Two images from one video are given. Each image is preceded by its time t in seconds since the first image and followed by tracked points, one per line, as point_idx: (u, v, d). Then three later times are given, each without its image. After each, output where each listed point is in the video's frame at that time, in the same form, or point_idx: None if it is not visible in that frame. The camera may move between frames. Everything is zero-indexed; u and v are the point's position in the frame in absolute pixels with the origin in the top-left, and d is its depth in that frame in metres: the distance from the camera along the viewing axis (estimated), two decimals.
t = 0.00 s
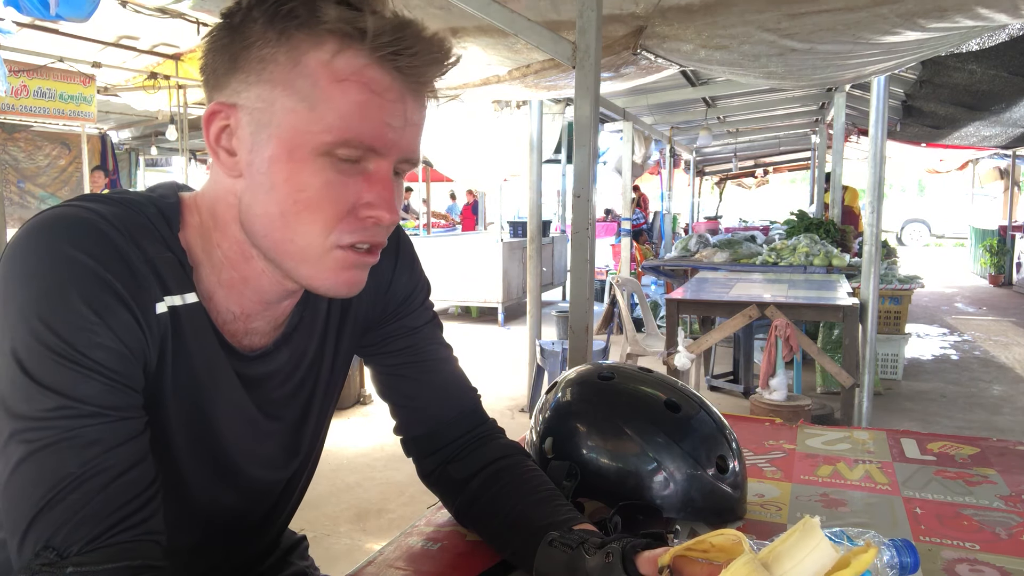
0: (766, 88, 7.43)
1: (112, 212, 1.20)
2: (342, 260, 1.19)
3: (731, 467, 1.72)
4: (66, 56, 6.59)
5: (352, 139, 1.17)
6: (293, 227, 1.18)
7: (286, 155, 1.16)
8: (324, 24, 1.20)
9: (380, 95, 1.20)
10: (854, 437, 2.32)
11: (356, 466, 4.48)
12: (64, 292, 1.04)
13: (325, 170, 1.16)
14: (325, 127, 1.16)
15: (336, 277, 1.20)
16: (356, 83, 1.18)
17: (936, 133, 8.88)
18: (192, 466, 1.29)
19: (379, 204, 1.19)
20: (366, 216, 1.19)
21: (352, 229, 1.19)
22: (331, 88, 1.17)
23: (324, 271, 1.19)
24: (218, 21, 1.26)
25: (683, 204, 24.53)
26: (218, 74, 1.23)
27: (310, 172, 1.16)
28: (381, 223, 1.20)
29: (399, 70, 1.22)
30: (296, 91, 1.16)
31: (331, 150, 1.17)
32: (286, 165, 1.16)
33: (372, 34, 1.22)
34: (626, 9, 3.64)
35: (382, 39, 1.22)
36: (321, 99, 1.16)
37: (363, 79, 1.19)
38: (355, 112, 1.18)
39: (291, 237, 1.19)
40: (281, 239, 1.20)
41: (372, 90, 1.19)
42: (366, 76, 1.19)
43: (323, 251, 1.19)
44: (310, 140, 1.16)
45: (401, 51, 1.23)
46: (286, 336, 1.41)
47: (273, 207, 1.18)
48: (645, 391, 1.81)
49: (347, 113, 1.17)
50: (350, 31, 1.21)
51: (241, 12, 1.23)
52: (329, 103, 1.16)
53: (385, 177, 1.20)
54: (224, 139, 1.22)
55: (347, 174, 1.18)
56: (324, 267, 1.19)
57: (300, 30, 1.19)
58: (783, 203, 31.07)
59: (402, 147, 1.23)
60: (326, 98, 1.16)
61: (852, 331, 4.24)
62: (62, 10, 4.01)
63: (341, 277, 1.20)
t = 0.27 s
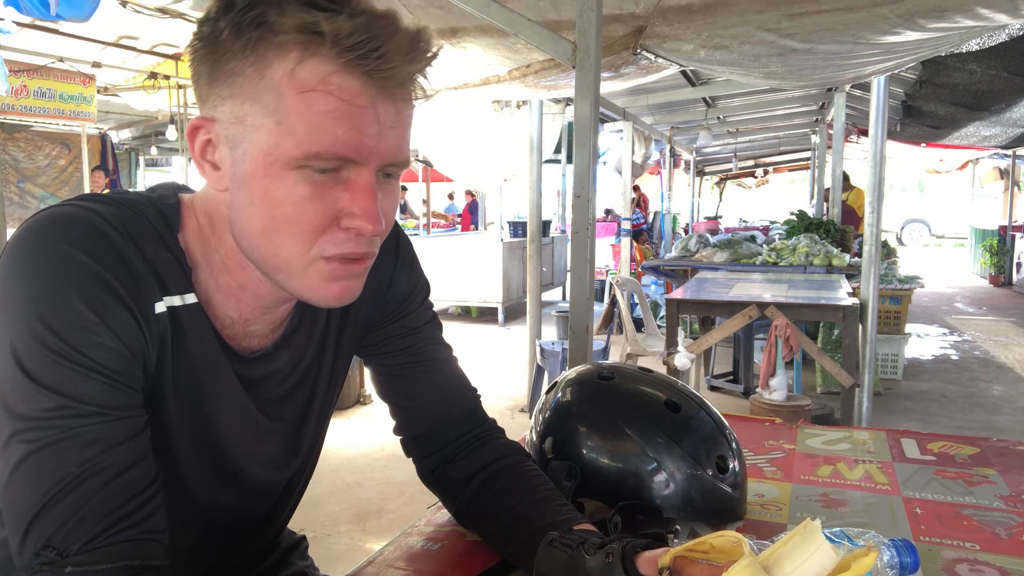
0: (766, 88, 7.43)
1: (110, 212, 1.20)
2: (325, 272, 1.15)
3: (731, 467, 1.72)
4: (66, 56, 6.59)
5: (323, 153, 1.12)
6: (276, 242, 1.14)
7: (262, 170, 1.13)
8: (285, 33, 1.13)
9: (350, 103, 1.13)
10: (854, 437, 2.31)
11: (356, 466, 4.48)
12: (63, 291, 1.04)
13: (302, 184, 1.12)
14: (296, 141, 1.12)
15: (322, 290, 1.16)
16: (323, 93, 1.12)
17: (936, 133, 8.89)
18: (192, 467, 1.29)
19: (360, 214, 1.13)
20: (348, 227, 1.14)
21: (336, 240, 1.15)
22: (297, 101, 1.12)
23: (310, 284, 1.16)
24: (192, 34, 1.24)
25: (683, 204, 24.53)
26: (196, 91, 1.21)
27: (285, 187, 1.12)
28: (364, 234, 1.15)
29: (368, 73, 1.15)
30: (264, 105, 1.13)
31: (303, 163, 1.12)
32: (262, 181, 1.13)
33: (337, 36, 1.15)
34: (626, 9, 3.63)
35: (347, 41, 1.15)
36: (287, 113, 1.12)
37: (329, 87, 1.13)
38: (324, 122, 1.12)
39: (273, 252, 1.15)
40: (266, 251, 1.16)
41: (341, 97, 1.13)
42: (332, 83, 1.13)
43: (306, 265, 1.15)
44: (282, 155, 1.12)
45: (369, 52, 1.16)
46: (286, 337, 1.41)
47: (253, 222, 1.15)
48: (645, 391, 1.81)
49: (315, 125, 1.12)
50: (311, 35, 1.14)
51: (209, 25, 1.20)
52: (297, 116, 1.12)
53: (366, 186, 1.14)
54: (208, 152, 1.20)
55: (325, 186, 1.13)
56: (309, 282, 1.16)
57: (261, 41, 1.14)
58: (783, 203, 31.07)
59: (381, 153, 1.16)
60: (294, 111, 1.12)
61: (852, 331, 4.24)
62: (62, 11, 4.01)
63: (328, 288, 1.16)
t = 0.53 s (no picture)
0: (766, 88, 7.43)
1: (108, 212, 1.20)
2: (301, 282, 1.13)
3: (731, 467, 1.72)
4: (66, 56, 6.59)
5: (285, 161, 1.08)
6: (253, 251, 1.12)
7: (231, 182, 1.10)
8: (234, 40, 1.09)
9: (307, 110, 1.08)
10: (854, 437, 2.31)
11: (356, 466, 4.48)
12: (61, 292, 1.04)
13: (269, 193, 1.09)
14: (259, 149, 1.08)
15: (300, 298, 1.14)
16: (278, 100, 1.07)
17: (936, 133, 8.89)
18: (191, 468, 1.28)
19: (331, 222, 1.10)
20: (319, 234, 1.10)
21: (312, 249, 1.12)
22: (254, 109, 1.08)
23: (291, 292, 1.14)
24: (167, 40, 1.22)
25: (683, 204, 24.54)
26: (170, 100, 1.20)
27: (253, 197, 1.09)
28: (338, 241, 1.11)
29: (323, 76, 1.09)
30: (224, 115, 1.09)
31: (268, 172, 1.08)
32: (231, 190, 1.10)
33: (287, 38, 1.08)
34: (626, 9, 3.63)
35: (298, 43, 1.09)
36: (246, 122, 1.08)
37: (284, 93, 1.08)
38: (283, 130, 1.08)
39: (251, 259, 1.13)
40: (244, 259, 1.14)
41: (297, 104, 1.08)
42: (287, 89, 1.08)
43: (284, 273, 1.12)
44: (246, 165, 1.09)
45: (322, 54, 1.09)
46: (286, 338, 1.40)
47: (230, 232, 1.13)
48: (645, 391, 1.81)
49: (274, 133, 1.08)
50: (260, 39, 1.08)
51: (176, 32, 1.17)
52: (256, 125, 1.08)
53: (338, 192, 1.10)
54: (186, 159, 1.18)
55: (296, 194, 1.09)
56: (289, 290, 1.14)
57: (213, 50, 1.10)
58: (783, 203, 31.08)
59: (348, 158, 1.11)
60: (253, 120, 1.08)
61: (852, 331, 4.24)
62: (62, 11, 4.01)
63: (305, 297, 1.13)
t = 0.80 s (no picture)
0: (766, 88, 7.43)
1: (107, 213, 1.21)
2: (268, 285, 1.12)
3: (731, 467, 1.72)
4: (66, 56, 6.58)
5: (237, 164, 1.07)
6: (220, 252, 1.13)
7: (194, 182, 1.11)
8: (189, 42, 1.08)
9: (253, 112, 1.06)
10: (854, 437, 2.31)
11: (356, 466, 4.47)
12: (60, 293, 1.04)
13: (226, 195, 1.09)
14: (213, 152, 1.07)
15: (265, 301, 1.14)
16: (226, 102, 1.06)
17: (936, 133, 8.89)
18: (191, 468, 1.28)
19: (285, 225, 1.09)
20: (277, 238, 1.10)
21: (270, 253, 1.11)
22: (205, 111, 1.07)
23: (257, 294, 1.14)
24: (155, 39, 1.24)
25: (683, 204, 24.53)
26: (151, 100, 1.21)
27: (213, 198, 1.09)
28: (297, 245, 1.10)
29: (269, 78, 1.06)
30: (185, 117, 1.09)
31: (223, 174, 1.08)
32: (196, 190, 1.11)
33: (234, 39, 1.06)
34: (626, 9, 3.62)
35: (244, 44, 1.06)
36: (199, 124, 1.08)
37: (234, 96, 1.06)
38: (233, 133, 1.06)
39: (221, 259, 1.14)
40: (217, 259, 1.14)
41: (245, 107, 1.06)
42: (236, 91, 1.06)
43: (249, 276, 1.12)
44: (204, 167, 1.09)
45: (269, 56, 1.06)
46: (286, 338, 1.40)
47: (201, 231, 1.14)
48: (645, 391, 1.81)
49: (225, 135, 1.06)
50: (210, 41, 1.06)
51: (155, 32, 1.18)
52: (209, 127, 1.07)
53: (295, 197, 1.09)
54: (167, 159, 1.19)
55: (252, 197, 1.09)
56: (255, 292, 1.14)
57: (170, 52, 1.09)
58: (783, 203, 31.09)
59: (301, 161, 1.08)
60: (205, 122, 1.07)
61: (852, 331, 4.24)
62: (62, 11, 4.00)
63: (273, 301, 1.13)
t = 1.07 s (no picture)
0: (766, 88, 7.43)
1: (106, 213, 1.21)
2: (241, 287, 1.12)
3: (731, 467, 1.72)
4: (66, 56, 6.58)
5: (203, 162, 1.08)
6: (200, 252, 1.13)
7: (173, 181, 1.12)
8: (158, 41, 1.10)
9: (215, 108, 1.06)
10: (854, 437, 2.31)
11: (357, 466, 4.47)
12: (60, 294, 1.04)
13: (197, 194, 1.09)
14: (182, 150, 1.08)
15: (240, 302, 1.14)
16: (191, 99, 1.07)
17: (936, 132, 8.89)
18: (190, 468, 1.29)
19: (257, 226, 1.09)
20: (247, 239, 1.09)
21: (241, 255, 1.10)
22: (173, 109, 1.08)
23: (233, 295, 1.13)
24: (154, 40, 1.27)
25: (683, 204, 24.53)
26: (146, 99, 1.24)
27: (188, 197, 1.10)
28: (264, 246, 1.09)
29: (227, 75, 1.06)
30: (159, 117, 1.11)
31: (193, 173, 1.09)
32: (175, 189, 1.12)
33: (195, 38, 1.07)
34: (626, 9, 3.62)
35: (204, 42, 1.06)
36: (170, 123, 1.09)
37: (196, 94, 1.07)
38: (197, 130, 1.07)
39: (201, 259, 1.14)
40: (197, 258, 1.15)
41: (206, 104, 1.06)
42: (198, 88, 1.07)
43: (224, 277, 1.12)
44: (177, 165, 1.10)
45: (225, 52, 1.06)
46: (285, 337, 1.40)
47: (185, 233, 1.15)
48: (645, 391, 1.81)
49: (190, 133, 1.07)
50: (174, 38, 1.08)
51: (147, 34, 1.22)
52: (178, 125, 1.08)
53: (263, 197, 1.09)
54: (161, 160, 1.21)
55: (223, 197, 1.09)
56: (232, 293, 1.14)
57: (144, 53, 1.12)
58: (783, 203, 31.10)
59: (265, 160, 1.08)
60: (173, 120, 1.09)
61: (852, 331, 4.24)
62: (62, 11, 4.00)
63: (247, 302, 1.13)
